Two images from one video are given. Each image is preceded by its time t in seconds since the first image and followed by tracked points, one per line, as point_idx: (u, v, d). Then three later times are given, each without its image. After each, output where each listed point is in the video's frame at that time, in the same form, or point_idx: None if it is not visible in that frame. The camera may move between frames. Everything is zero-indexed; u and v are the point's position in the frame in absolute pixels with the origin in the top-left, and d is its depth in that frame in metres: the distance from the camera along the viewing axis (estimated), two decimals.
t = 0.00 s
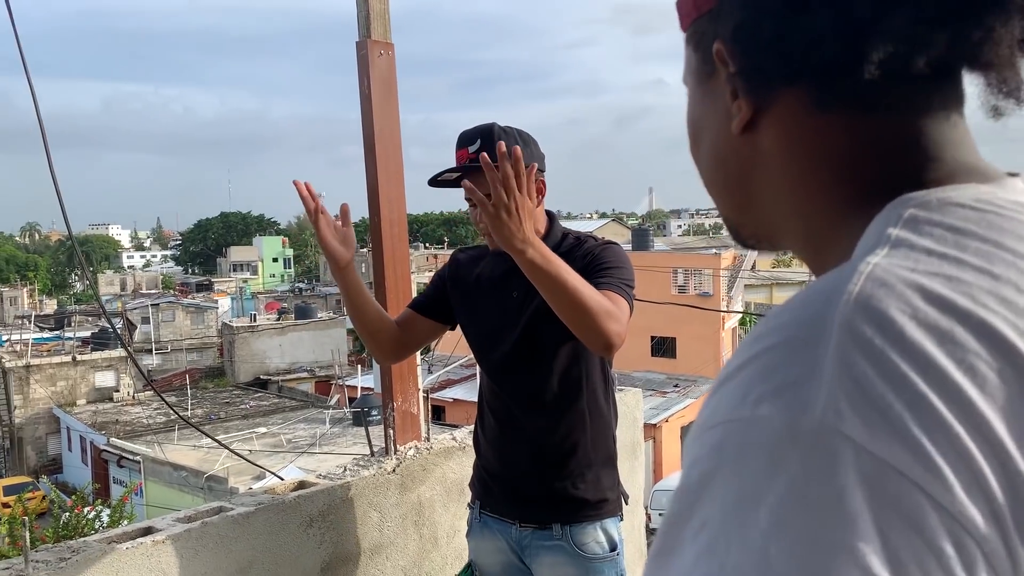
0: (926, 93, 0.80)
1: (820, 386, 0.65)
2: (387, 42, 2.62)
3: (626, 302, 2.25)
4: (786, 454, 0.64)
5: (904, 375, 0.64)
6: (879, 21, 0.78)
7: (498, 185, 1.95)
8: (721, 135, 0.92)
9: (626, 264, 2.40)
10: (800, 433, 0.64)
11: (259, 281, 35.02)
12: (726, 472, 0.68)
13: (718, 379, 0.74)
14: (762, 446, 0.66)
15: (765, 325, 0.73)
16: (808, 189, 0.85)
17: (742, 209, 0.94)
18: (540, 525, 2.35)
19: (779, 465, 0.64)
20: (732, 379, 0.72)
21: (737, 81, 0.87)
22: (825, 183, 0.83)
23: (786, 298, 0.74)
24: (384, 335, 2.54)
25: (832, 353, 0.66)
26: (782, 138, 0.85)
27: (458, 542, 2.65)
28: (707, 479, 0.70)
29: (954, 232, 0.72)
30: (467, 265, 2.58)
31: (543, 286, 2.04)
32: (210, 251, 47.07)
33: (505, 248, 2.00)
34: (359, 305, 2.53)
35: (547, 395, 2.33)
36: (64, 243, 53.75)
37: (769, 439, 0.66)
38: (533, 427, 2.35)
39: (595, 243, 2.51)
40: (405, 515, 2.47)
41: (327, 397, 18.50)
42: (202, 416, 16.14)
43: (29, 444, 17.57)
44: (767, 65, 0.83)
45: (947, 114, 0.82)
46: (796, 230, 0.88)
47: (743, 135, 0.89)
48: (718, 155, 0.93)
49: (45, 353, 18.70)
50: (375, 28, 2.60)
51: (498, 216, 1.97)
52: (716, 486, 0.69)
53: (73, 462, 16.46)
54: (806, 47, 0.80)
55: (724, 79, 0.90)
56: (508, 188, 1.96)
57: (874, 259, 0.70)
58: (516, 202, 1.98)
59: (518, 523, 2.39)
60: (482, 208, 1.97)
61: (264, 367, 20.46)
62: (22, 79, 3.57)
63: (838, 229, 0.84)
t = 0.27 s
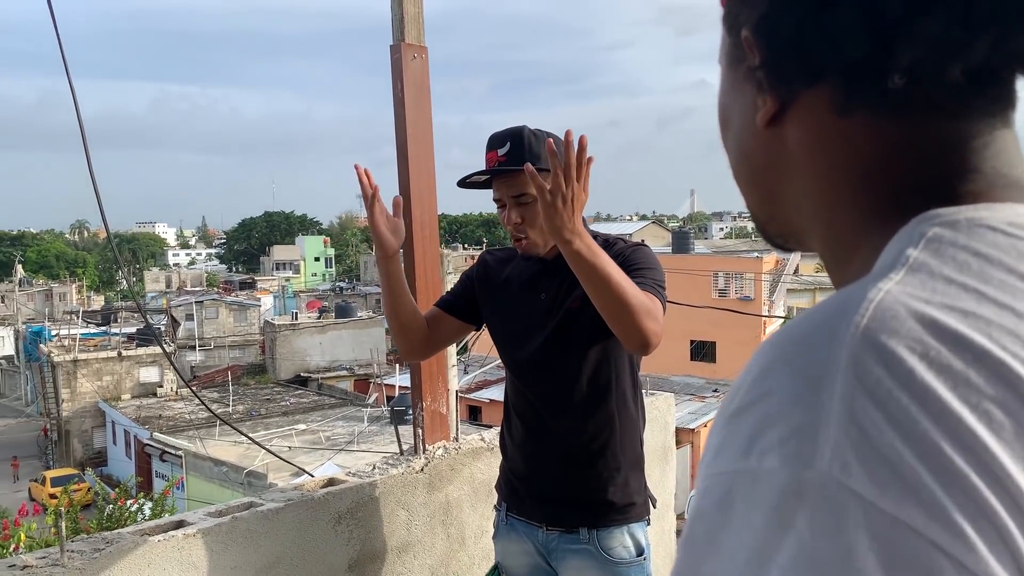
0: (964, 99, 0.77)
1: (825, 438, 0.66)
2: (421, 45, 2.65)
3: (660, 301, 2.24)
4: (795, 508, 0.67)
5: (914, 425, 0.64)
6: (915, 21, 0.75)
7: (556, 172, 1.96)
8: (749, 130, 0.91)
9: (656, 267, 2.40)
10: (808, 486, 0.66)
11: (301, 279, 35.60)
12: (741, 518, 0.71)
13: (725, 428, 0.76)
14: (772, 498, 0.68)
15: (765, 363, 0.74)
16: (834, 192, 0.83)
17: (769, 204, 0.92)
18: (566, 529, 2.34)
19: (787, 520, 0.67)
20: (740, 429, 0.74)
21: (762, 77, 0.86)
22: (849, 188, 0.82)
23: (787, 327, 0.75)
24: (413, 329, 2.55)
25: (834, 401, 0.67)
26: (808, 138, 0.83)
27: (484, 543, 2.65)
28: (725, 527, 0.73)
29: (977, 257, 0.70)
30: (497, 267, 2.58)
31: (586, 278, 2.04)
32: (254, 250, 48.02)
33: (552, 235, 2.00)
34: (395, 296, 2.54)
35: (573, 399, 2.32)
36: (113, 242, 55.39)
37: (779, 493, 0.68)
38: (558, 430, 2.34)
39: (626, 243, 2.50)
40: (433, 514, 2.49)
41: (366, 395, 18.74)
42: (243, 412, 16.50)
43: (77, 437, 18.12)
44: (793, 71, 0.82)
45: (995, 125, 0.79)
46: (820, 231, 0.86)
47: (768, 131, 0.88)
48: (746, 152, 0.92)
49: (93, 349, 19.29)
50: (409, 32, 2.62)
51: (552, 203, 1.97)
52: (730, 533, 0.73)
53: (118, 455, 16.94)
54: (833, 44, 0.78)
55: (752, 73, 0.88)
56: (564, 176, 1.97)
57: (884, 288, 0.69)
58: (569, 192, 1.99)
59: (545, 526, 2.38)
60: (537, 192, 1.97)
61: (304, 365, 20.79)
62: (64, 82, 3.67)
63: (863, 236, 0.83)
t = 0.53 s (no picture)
0: (957, 113, 0.77)
1: (859, 476, 0.65)
2: (451, 50, 2.67)
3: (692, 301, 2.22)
4: (838, 555, 0.65)
5: (942, 452, 0.63)
6: (899, 41, 0.75)
7: (587, 166, 1.94)
8: (747, 143, 0.91)
9: (687, 270, 2.37)
10: (851, 531, 0.64)
11: (342, 280, 36.08)
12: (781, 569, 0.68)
13: (754, 480, 0.73)
14: (810, 547, 0.66)
15: (786, 399, 0.72)
16: (832, 209, 0.84)
17: (768, 215, 0.93)
18: (597, 535, 2.32)
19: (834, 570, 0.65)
20: (771, 480, 0.71)
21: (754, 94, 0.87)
22: (846, 205, 0.82)
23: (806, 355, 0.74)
24: (445, 328, 2.55)
25: (861, 438, 0.65)
26: (802, 155, 0.84)
27: (513, 546, 2.65)
28: None
29: (985, 278, 0.70)
30: (527, 269, 2.58)
31: (618, 276, 2.02)
32: (296, 251, 48.81)
33: (584, 232, 1.98)
34: (429, 294, 2.55)
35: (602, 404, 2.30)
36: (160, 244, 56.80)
37: (821, 544, 0.65)
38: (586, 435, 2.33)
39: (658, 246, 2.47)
40: (461, 516, 2.50)
41: (404, 396, 18.90)
42: (284, 411, 16.78)
43: (124, 434, 18.64)
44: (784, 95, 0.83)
45: (990, 139, 0.79)
46: (819, 245, 0.86)
47: (763, 142, 0.88)
48: (747, 164, 0.92)
49: (140, 348, 19.83)
50: (440, 38, 2.64)
51: (583, 198, 1.96)
52: None
53: (163, 453, 17.39)
54: (821, 64, 0.79)
55: (744, 89, 0.89)
56: (597, 172, 1.96)
57: (895, 312, 0.68)
58: (602, 187, 1.97)
59: (574, 532, 2.37)
60: (569, 188, 1.96)
61: (344, 365, 21.07)
62: (102, 89, 3.77)
63: (858, 253, 0.83)
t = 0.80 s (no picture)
0: (963, 119, 0.75)
1: (897, 469, 0.63)
2: (465, 53, 2.67)
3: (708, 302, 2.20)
4: (883, 553, 0.62)
5: (977, 445, 0.62)
6: (905, 49, 0.74)
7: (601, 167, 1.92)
8: (755, 143, 0.90)
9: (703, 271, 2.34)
10: (891, 526, 0.62)
11: (365, 281, 36.32)
12: None
13: (783, 482, 0.70)
14: (851, 549, 0.62)
15: (814, 392, 0.70)
16: (842, 212, 0.82)
17: (776, 214, 0.91)
18: (610, 538, 2.30)
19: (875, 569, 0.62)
20: (802, 480, 0.68)
21: (761, 98, 0.86)
22: (859, 207, 0.80)
23: (834, 351, 0.72)
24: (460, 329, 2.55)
25: (897, 433, 0.63)
26: (812, 155, 0.82)
27: (526, 548, 2.64)
28: None
29: (1000, 281, 0.69)
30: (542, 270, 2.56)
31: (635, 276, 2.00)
32: (320, 252, 49.21)
33: (599, 235, 1.96)
34: (444, 292, 2.56)
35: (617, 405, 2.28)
36: (187, 245, 57.60)
37: (862, 540, 0.62)
38: (601, 437, 2.30)
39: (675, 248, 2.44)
40: (474, 518, 2.49)
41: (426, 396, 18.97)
42: (308, 411, 16.93)
43: (150, 434, 18.92)
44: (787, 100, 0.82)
45: (997, 145, 0.77)
46: (829, 247, 0.85)
47: (773, 143, 0.86)
48: (756, 168, 0.90)
49: (166, 348, 20.12)
50: (453, 40, 2.64)
51: (598, 200, 1.94)
52: None
53: (188, 452, 17.63)
54: (828, 69, 0.77)
55: (752, 93, 0.88)
56: (612, 172, 1.94)
57: (916, 316, 0.68)
58: (617, 188, 1.95)
59: (589, 536, 2.34)
60: (584, 190, 1.94)
61: (367, 365, 21.20)
62: (116, 94, 3.79)
63: (867, 255, 0.81)
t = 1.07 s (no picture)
0: (982, 119, 0.73)
1: (939, 443, 0.61)
2: (466, 53, 2.66)
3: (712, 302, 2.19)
4: (932, 524, 0.60)
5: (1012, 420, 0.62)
6: (920, 48, 0.73)
7: (618, 158, 1.89)
8: (775, 136, 0.89)
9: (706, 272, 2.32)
10: (934, 500, 0.61)
11: (371, 281, 36.34)
12: (856, 552, 0.62)
13: (815, 460, 0.68)
14: (898, 525, 0.61)
15: (848, 368, 0.68)
16: (859, 204, 0.81)
17: (790, 211, 0.90)
18: (612, 540, 2.29)
19: (918, 545, 0.60)
20: (835, 457, 0.66)
21: (779, 90, 0.84)
22: (880, 192, 0.79)
23: (865, 332, 0.71)
24: (464, 323, 2.57)
25: (938, 408, 0.63)
26: (828, 151, 0.81)
27: (527, 549, 2.64)
28: None
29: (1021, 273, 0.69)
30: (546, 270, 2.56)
31: (641, 272, 2.00)
32: (326, 252, 49.26)
33: (609, 227, 1.96)
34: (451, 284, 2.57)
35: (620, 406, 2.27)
36: (194, 246, 57.72)
37: (905, 516, 0.61)
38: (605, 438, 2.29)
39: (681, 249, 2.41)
40: (475, 519, 2.49)
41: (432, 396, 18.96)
42: (313, 411, 16.95)
43: (156, 434, 18.96)
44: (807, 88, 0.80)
45: (1013, 150, 0.75)
46: (840, 244, 0.84)
47: (792, 137, 0.85)
48: (774, 161, 0.89)
49: (171, 348, 20.17)
50: (454, 41, 2.63)
51: (610, 194, 1.92)
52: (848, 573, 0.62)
53: (194, 452, 17.67)
54: (843, 65, 0.76)
55: (772, 86, 0.86)
56: (627, 166, 1.91)
57: (948, 299, 0.67)
58: (629, 181, 1.93)
59: (590, 538, 2.33)
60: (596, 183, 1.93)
61: (373, 365, 21.21)
62: (115, 95, 3.79)
63: (886, 249, 0.81)
